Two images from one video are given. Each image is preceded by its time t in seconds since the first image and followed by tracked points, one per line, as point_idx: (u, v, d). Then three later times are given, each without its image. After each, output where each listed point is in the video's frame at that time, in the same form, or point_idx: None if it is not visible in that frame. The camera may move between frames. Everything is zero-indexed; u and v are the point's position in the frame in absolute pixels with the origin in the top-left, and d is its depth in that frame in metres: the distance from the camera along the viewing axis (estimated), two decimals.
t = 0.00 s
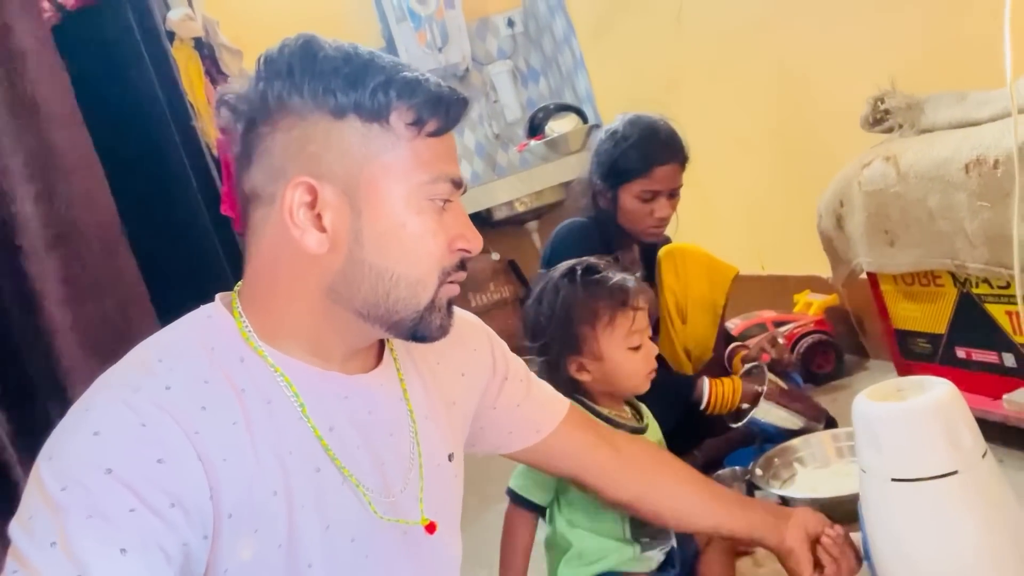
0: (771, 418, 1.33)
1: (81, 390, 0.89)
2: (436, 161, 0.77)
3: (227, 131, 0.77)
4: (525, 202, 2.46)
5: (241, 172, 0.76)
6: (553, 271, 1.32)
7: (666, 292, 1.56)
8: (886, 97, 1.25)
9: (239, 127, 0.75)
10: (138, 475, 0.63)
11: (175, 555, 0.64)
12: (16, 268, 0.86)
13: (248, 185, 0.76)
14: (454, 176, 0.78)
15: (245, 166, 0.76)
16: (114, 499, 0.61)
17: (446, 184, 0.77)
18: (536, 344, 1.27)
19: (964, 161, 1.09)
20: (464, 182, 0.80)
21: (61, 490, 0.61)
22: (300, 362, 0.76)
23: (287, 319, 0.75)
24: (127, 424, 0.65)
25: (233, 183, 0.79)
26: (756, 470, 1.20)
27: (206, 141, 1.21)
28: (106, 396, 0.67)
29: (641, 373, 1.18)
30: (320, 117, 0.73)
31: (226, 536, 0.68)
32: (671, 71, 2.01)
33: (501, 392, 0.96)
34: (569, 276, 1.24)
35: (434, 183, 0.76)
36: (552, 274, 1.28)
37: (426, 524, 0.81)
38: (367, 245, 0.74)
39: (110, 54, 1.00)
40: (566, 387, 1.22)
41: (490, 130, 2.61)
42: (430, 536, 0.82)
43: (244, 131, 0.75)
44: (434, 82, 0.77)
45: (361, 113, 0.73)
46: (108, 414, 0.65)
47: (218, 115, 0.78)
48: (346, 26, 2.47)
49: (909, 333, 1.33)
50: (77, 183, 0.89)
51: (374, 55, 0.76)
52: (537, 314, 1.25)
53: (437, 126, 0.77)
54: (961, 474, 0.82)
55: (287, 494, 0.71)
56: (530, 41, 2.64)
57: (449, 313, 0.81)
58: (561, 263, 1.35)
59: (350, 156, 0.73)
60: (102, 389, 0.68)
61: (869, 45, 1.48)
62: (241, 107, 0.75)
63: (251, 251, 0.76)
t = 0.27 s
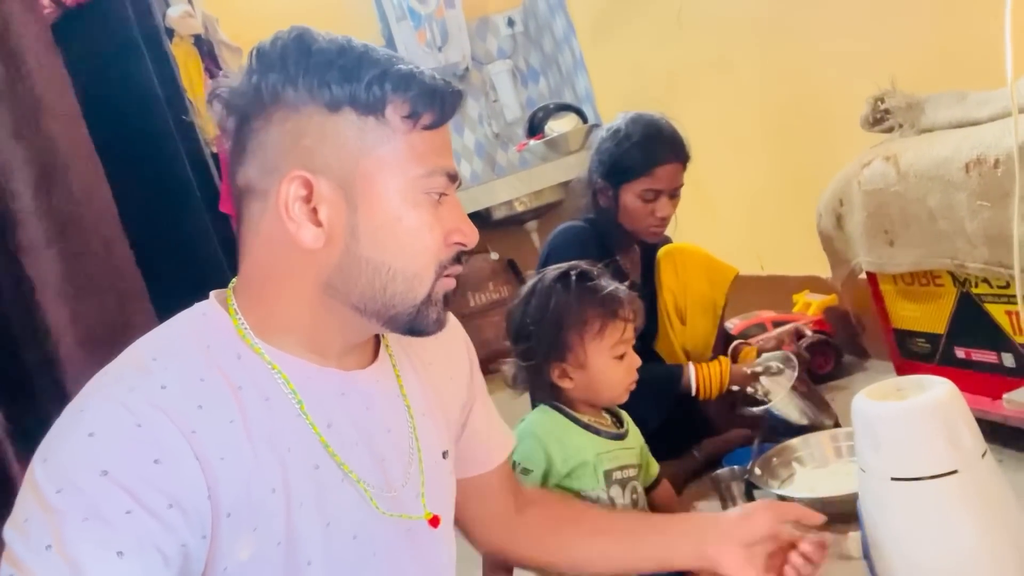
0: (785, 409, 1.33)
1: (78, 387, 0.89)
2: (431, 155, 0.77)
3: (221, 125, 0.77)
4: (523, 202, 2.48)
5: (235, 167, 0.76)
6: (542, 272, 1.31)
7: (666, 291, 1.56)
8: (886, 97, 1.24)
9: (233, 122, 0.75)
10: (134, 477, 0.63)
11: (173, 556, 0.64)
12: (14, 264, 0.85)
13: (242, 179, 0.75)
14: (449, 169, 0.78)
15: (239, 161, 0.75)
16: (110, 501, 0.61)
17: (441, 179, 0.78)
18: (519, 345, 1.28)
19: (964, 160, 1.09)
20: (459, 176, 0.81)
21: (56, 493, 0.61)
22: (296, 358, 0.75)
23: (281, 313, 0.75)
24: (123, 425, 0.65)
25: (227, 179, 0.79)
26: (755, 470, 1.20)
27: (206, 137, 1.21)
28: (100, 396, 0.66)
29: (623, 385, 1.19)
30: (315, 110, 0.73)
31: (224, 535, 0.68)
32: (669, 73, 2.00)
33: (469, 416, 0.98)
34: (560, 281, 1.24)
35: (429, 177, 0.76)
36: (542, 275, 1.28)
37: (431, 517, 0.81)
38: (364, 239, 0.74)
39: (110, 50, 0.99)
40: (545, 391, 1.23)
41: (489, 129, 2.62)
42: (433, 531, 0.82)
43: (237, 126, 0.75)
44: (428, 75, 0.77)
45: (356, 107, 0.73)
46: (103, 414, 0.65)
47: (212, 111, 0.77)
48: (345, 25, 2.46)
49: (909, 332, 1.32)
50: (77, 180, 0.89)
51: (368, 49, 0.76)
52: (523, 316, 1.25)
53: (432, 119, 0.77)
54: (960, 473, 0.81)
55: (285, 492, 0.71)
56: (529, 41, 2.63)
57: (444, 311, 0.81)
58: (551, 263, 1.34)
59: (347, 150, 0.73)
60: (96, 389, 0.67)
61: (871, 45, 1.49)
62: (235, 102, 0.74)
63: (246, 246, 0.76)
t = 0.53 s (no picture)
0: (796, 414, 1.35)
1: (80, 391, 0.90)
2: (425, 162, 0.77)
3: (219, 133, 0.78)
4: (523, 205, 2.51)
5: (231, 174, 0.77)
6: (532, 280, 1.30)
7: (666, 297, 1.58)
8: (884, 102, 1.24)
9: (230, 128, 0.76)
10: (133, 483, 0.63)
11: (172, 562, 0.64)
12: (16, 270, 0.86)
13: (239, 185, 0.76)
14: (442, 176, 0.79)
15: (235, 167, 0.76)
16: (110, 507, 0.61)
17: (435, 185, 0.78)
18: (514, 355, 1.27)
19: (962, 167, 1.10)
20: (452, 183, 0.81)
21: (56, 500, 0.61)
22: (291, 363, 0.76)
23: (276, 318, 0.75)
24: (121, 431, 0.65)
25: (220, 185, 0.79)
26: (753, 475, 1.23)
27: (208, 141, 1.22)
28: (98, 402, 0.67)
29: (623, 389, 1.19)
30: (313, 117, 0.73)
31: (222, 540, 0.68)
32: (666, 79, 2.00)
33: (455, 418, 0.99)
34: (552, 288, 1.22)
35: (424, 183, 0.77)
36: (531, 283, 1.26)
37: (428, 518, 0.83)
38: (359, 243, 0.74)
39: (110, 56, 1.00)
40: (544, 400, 1.22)
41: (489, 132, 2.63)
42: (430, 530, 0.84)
43: (233, 132, 0.75)
44: (422, 85, 0.78)
45: (354, 115, 0.74)
46: (101, 420, 0.65)
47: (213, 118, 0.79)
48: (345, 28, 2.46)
49: (906, 337, 1.33)
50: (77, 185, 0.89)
51: (364, 59, 0.77)
52: (516, 326, 1.24)
53: (427, 129, 0.78)
54: (956, 479, 0.82)
55: (282, 496, 0.72)
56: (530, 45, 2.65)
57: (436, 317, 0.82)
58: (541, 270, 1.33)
59: (344, 157, 0.73)
60: (95, 395, 0.68)
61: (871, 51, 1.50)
62: (232, 109, 0.75)
63: (241, 251, 0.76)
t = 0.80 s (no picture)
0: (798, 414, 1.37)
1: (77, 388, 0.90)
2: (414, 155, 0.78)
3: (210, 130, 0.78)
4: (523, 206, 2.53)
5: (221, 169, 0.77)
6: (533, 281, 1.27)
7: (667, 297, 1.62)
8: (884, 103, 1.23)
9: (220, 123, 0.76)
10: (130, 478, 0.63)
11: (169, 557, 0.64)
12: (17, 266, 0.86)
13: (228, 180, 0.76)
14: (430, 169, 0.79)
15: (225, 163, 0.76)
16: (108, 503, 0.62)
17: (423, 178, 0.78)
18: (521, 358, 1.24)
19: (962, 166, 1.10)
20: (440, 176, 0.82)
21: (53, 497, 0.61)
22: (282, 358, 0.76)
23: (266, 311, 0.75)
24: (117, 427, 0.65)
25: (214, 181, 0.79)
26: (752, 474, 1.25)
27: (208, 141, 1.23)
28: (93, 399, 0.67)
29: (635, 383, 1.17)
30: (300, 111, 0.73)
31: (218, 534, 0.68)
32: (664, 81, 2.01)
33: (452, 412, 0.99)
34: (556, 285, 1.20)
35: (413, 176, 0.77)
36: (533, 284, 1.24)
37: (422, 512, 0.83)
38: (349, 236, 0.75)
39: (112, 54, 1.00)
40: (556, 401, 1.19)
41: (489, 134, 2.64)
42: (425, 524, 0.83)
43: (222, 128, 0.76)
44: (409, 80, 0.79)
45: (341, 108, 0.74)
46: (96, 418, 0.65)
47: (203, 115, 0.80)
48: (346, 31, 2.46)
49: (907, 338, 1.32)
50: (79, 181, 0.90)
51: (350, 54, 0.77)
52: (522, 327, 1.21)
53: (414, 122, 0.78)
54: (955, 477, 0.82)
55: (277, 490, 0.72)
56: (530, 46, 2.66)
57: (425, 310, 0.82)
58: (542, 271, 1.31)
59: (332, 150, 0.74)
60: (90, 393, 0.68)
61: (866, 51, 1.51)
62: (220, 105, 0.75)
63: (231, 246, 0.77)
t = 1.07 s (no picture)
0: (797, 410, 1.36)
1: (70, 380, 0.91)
2: (403, 147, 0.78)
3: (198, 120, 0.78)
4: (523, 205, 2.54)
5: (210, 160, 0.77)
6: (580, 270, 1.24)
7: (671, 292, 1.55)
8: (881, 99, 1.24)
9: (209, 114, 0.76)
10: (117, 471, 0.63)
11: (156, 550, 0.64)
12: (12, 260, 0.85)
13: (217, 171, 0.76)
14: (420, 161, 0.79)
15: (214, 153, 0.76)
16: (94, 496, 0.61)
17: (413, 169, 0.78)
18: (568, 347, 1.20)
19: (959, 161, 1.10)
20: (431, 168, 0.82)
21: (38, 489, 0.61)
22: (271, 352, 0.76)
23: (255, 302, 0.75)
24: (104, 420, 0.65)
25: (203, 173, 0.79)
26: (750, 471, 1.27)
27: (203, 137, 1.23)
28: (80, 392, 0.67)
29: (684, 373, 1.15)
30: (287, 101, 0.73)
31: (206, 528, 0.68)
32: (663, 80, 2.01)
33: (445, 406, 0.98)
34: (607, 272, 1.17)
35: (402, 167, 0.77)
36: (583, 272, 1.21)
37: (414, 505, 0.83)
38: (338, 227, 0.74)
39: (105, 49, 1.00)
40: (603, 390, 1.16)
41: (490, 133, 2.65)
42: (417, 518, 0.83)
43: (211, 119, 0.76)
44: (399, 70, 0.78)
45: (329, 99, 0.74)
46: (83, 410, 0.65)
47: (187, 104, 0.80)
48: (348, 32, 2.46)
49: (906, 335, 1.33)
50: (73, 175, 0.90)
51: (340, 44, 0.77)
52: (572, 314, 1.18)
53: (403, 113, 0.78)
54: (951, 472, 0.81)
55: (266, 484, 0.71)
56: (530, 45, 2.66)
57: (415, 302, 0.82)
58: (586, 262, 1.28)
59: (320, 141, 0.74)
60: (77, 386, 0.68)
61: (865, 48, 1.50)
62: (210, 95, 0.75)
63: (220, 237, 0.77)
